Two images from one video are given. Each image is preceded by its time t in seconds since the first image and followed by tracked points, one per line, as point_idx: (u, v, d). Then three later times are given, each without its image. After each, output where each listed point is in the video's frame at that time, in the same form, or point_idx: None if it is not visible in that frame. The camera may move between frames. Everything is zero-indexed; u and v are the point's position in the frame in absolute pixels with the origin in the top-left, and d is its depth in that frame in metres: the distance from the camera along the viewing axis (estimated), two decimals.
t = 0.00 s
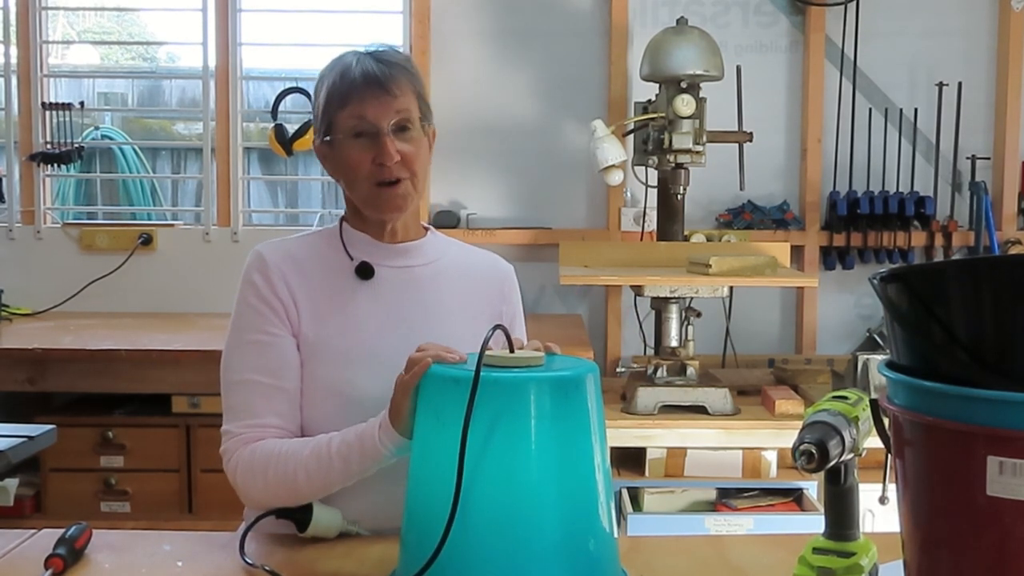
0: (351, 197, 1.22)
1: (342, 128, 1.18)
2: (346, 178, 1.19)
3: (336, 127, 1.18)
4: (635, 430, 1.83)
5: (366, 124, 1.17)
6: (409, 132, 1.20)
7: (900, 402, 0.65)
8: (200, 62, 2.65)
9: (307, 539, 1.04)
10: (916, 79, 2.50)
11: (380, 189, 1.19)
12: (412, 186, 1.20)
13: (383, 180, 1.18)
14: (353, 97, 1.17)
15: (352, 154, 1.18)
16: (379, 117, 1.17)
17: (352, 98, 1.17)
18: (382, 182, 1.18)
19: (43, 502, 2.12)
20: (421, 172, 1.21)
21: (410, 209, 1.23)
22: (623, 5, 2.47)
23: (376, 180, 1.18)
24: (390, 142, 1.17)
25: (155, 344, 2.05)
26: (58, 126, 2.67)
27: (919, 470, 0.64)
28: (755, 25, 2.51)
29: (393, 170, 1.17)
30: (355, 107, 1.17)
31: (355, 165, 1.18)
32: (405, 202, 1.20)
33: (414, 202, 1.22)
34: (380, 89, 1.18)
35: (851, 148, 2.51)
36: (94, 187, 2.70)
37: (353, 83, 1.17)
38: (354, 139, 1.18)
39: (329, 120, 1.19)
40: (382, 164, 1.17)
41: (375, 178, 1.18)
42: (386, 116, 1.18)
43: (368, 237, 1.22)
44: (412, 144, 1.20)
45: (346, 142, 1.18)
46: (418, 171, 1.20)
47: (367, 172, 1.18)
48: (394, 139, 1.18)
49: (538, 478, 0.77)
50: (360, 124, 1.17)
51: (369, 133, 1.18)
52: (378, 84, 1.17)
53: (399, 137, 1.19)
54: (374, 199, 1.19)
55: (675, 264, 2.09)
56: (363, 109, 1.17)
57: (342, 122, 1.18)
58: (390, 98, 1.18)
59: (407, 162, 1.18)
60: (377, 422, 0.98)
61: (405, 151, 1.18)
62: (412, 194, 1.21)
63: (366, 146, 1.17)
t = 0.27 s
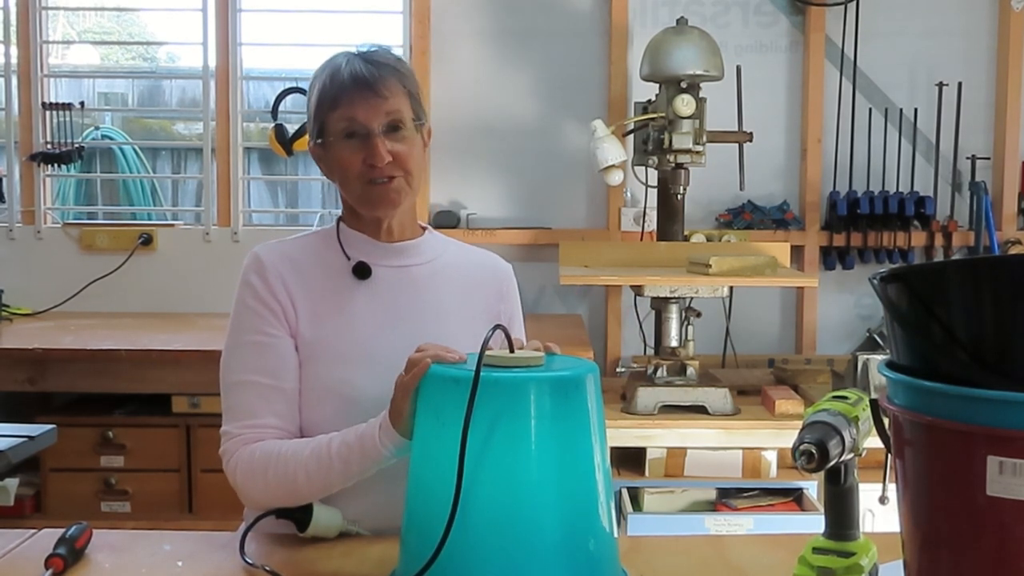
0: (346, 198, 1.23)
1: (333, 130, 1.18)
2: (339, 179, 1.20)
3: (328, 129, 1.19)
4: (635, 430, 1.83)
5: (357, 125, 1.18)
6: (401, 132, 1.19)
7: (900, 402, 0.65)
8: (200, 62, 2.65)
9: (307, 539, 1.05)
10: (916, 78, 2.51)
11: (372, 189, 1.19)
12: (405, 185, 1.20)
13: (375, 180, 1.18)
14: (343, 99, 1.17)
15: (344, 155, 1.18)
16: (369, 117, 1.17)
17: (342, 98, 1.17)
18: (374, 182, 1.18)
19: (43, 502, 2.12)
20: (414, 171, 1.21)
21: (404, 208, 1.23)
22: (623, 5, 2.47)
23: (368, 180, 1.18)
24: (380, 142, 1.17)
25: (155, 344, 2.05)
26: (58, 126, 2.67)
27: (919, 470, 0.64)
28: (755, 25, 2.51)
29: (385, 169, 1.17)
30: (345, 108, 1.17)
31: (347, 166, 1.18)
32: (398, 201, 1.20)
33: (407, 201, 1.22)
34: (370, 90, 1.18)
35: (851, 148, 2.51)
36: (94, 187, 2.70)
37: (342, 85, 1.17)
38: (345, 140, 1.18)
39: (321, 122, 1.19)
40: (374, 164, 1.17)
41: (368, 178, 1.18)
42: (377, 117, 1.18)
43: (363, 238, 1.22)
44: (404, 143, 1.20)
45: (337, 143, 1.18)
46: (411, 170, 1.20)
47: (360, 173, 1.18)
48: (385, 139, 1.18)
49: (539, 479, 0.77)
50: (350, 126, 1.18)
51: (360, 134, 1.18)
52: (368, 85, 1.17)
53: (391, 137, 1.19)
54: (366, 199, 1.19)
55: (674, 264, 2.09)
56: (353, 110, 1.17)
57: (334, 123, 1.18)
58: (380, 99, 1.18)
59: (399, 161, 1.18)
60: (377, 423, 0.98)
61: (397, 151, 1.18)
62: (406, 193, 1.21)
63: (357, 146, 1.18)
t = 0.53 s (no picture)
0: (346, 197, 1.23)
1: (334, 129, 1.18)
2: (339, 178, 1.20)
3: (329, 128, 1.18)
4: (635, 430, 1.83)
5: (358, 124, 1.17)
6: (402, 132, 1.20)
7: (900, 402, 0.65)
8: (200, 62, 2.65)
9: (307, 539, 1.05)
10: (916, 78, 2.51)
11: (372, 189, 1.19)
12: (405, 186, 1.20)
13: (375, 180, 1.19)
14: (345, 98, 1.17)
15: (345, 154, 1.18)
16: (370, 117, 1.17)
17: (344, 98, 1.17)
18: (374, 182, 1.18)
19: (43, 501, 2.12)
20: (414, 172, 1.21)
21: (404, 208, 1.23)
22: (623, 5, 2.47)
23: (368, 180, 1.18)
24: (381, 142, 1.17)
25: (155, 344, 2.05)
26: (58, 126, 2.67)
27: (919, 470, 0.64)
28: (755, 25, 2.51)
29: (385, 169, 1.18)
30: (346, 107, 1.17)
31: (347, 165, 1.18)
32: (397, 201, 1.20)
33: (407, 201, 1.22)
34: (372, 90, 1.17)
35: (851, 148, 2.51)
36: (94, 187, 2.70)
37: (344, 84, 1.17)
38: (346, 140, 1.18)
39: (322, 121, 1.19)
40: (374, 164, 1.17)
41: (368, 178, 1.18)
42: (378, 117, 1.18)
43: (362, 237, 1.23)
44: (405, 143, 1.20)
45: (338, 142, 1.18)
46: (411, 171, 1.20)
47: (360, 173, 1.18)
48: (385, 139, 1.18)
49: (539, 479, 0.77)
50: (352, 125, 1.18)
51: (361, 133, 1.18)
52: (370, 85, 1.17)
53: (392, 137, 1.19)
54: (366, 199, 1.19)
55: (674, 264, 2.09)
56: (354, 109, 1.17)
57: (335, 122, 1.18)
58: (382, 99, 1.18)
59: (400, 162, 1.18)
60: (377, 423, 0.98)
61: (397, 151, 1.18)
62: (406, 194, 1.21)
63: (358, 146, 1.18)
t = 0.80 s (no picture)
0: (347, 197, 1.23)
1: (337, 129, 1.18)
2: (341, 178, 1.20)
3: (333, 127, 1.18)
4: (635, 430, 1.83)
5: (361, 126, 1.17)
6: (405, 135, 1.19)
7: (900, 402, 0.65)
8: (200, 62, 2.65)
9: (307, 539, 1.04)
10: (916, 78, 2.51)
11: (372, 191, 1.19)
12: (405, 189, 1.20)
13: (375, 182, 1.19)
14: (349, 99, 1.17)
15: (347, 154, 1.18)
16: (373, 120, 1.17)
17: (349, 98, 1.17)
18: (374, 184, 1.18)
19: (43, 501, 2.12)
20: (415, 176, 1.21)
21: (405, 211, 1.23)
22: (623, 5, 2.47)
23: (369, 182, 1.19)
24: (383, 145, 1.17)
25: (155, 344, 2.05)
26: (58, 126, 2.67)
27: (918, 470, 0.64)
28: (755, 25, 2.51)
29: (385, 172, 1.18)
30: (350, 108, 1.17)
31: (349, 166, 1.18)
32: (397, 204, 1.20)
33: (407, 204, 1.22)
34: (377, 92, 1.17)
35: (851, 148, 2.51)
36: (94, 187, 2.70)
37: (349, 84, 1.17)
38: (349, 140, 1.18)
39: (327, 120, 1.19)
40: (375, 166, 1.17)
41: (368, 180, 1.18)
42: (381, 119, 1.17)
43: (362, 237, 1.23)
44: (407, 147, 1.19)
45: (341, 142, 1.18)
46: (412, 175, 1.20)
47: (360, 174, 1.18)
48: (387, 142, 1.18)
49: (539, 479, 0.77)
50: (355, 126, 1.17)
51: (363, 135, 1.17)
52: (375, 87, 1.17)
53: (395, 140, 1.19)
54: (366, 201, 1.19)
55: (674, 264, 2.09)
56: (358, 111, 1.17)
57: (339, 122, 1.18)
58: (386, 102, 1.17)
59: (400, 165, 1.18)
60: (377, 422, 0.98)
61: (399, 155, 1.18)
62: (406, 197, 1.21)
63: (360, 147, 1.17)
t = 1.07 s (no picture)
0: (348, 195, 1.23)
1: (340, 127, 1.18)
2: (342, 177, 1.20)
3: (336, 125, 1.18)
4: (635, 430, 1.83)
5: (365, 126, 1.17)
6: (408, 138, 1.19)
7: (900, 402, 0.65)
8: (200, 62, 2.65)
9: (307, 539, 1.04)
10: (916, 78, 2.51)
11: (372, 191, 1.19)
12: (405, 191, 1.20)
13: (376, 183, 1.19)
14: (354, 98, 1.17)
15: (349, 154, 1.18)
16: (377, 121, 1.17)
17: (353, 99, 1.17)
18: (374, 185, 1.18)
19: (43, 501, 2.12)
20: (416, 179, 1.20)
21: (404, 212, 1.23)
22: (623, 5, 2.47)
23: (369, 182, 1.19)
24: (384, 147, 1.17)
25: (155, 344, 2.05)
26: (58, 126, 2.67)
27: (918, 470, 0.64)
28: (755, 25, 2.51)
29: (385, 174, 1.18)
30: (354, 108, 1.17)
31: (349, 165, 1.18)
32: (397, 205, 1.20)
33: (406, 206, 1.22)
34: (382, 93, 1.17)
35: (851, 148, 2.51)
36: (94, 187, 2.70)
37: (355, 84, 1.16)
38: (351, 140, 1.18)
39: (331, 118, 1.19)
40: (375, 168, 1.17)
41: (368, 180, 1.18)
42: (384, 121, 1.17)
43: (363, 236, 1.23)
44: (410, 149, 1.19)
45: (344, 141, 1.18)
46: (413, 178, 1.20)
47: (360, 174, 1.18)
48: (389, 144, 1.17)
49: (539, 479, 0.77)
50: (358, 125, 1.17)
51: (366, 135, 1.17)
52: (380, 89, 1.16)
53: (397, 142, 1.18)
54: (365, 201, 1.20)
55: (674, 264, 2.09)
56: (362, 111, 1.17)
57: (342, 121, 1.18)
58: (390, 104, 1.17)
59: (401, 168, 1.18)
60: (377, 422, 0.98)
61: (400, 157, 1.18)
62: (405, 199, 1.21)
63: (362, 147, 1.17)
